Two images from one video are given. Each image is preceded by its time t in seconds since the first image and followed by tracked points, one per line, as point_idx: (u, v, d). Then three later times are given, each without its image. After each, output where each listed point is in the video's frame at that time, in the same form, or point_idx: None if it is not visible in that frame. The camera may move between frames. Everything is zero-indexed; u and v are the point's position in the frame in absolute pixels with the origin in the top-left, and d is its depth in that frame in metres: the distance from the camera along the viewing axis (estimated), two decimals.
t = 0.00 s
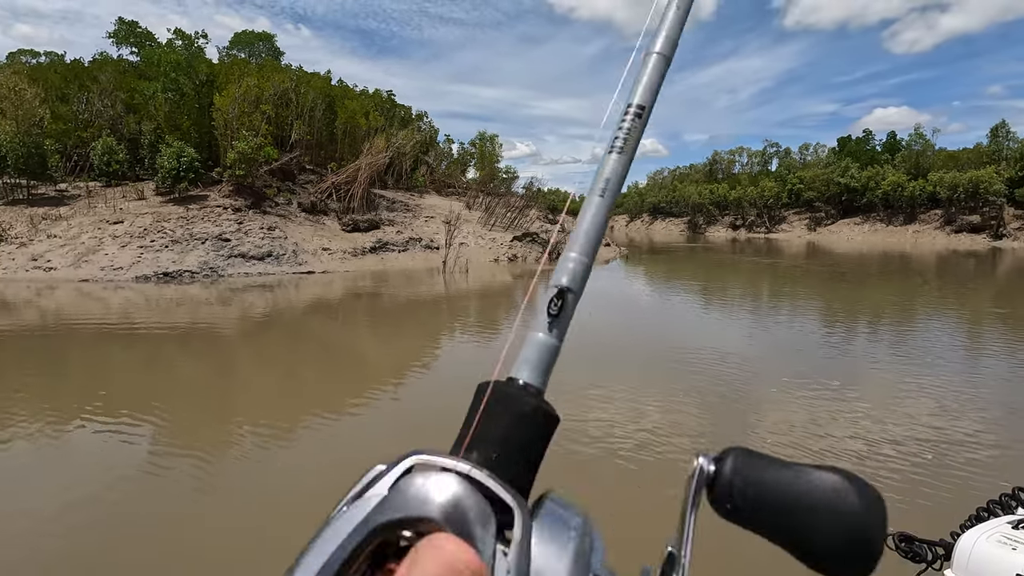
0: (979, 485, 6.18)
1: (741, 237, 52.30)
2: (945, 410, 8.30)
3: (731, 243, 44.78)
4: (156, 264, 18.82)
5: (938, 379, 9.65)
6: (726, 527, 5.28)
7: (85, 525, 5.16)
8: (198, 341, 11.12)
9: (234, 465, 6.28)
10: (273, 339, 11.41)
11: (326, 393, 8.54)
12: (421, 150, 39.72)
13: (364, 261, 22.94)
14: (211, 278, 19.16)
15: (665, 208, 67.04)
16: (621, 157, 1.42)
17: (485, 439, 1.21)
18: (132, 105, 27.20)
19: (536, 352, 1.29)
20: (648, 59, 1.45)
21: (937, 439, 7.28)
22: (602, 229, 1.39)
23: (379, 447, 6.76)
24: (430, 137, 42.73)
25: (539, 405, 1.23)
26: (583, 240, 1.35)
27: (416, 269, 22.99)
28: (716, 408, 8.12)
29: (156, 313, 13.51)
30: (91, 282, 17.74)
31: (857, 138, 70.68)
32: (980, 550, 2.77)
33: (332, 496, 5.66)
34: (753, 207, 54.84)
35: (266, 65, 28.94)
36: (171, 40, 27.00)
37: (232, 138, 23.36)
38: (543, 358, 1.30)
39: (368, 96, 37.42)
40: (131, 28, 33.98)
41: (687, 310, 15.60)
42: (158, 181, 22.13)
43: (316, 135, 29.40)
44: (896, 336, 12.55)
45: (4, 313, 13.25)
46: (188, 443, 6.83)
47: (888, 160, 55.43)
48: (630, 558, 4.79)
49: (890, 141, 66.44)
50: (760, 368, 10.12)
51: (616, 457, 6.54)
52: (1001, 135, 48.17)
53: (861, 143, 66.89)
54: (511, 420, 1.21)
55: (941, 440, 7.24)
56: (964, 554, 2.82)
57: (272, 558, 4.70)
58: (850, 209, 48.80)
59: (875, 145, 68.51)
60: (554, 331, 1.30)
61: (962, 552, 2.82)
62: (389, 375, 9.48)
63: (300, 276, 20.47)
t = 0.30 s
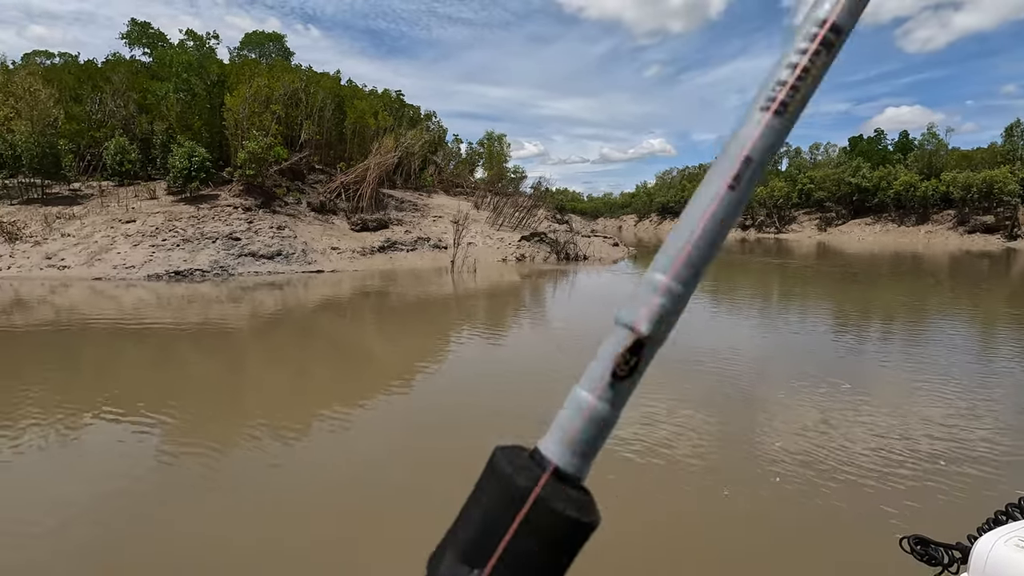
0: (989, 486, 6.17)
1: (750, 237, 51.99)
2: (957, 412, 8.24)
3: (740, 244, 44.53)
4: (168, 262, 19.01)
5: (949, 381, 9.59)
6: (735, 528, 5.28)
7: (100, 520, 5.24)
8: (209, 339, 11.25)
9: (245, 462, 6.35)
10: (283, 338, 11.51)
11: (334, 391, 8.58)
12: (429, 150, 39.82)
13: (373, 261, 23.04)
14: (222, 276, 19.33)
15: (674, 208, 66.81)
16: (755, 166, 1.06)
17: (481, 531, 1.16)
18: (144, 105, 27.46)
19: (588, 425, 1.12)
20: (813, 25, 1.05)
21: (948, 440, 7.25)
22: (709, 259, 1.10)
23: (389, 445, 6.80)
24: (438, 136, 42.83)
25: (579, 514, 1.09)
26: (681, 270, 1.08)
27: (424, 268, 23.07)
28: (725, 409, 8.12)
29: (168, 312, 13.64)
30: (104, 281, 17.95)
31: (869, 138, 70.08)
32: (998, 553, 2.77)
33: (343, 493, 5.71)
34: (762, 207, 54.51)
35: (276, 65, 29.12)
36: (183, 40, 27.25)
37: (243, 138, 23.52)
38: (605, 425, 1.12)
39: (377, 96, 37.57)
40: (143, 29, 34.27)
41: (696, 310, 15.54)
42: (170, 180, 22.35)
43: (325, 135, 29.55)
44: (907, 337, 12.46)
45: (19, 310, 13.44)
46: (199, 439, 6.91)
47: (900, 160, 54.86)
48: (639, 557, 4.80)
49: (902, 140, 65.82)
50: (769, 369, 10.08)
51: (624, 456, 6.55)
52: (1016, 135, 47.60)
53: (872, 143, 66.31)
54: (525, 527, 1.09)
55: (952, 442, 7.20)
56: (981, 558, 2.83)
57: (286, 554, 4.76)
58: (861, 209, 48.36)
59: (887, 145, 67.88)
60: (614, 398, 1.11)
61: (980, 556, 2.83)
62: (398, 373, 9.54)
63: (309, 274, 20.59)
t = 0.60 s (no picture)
0: (1003, 489, 6.10)
1: (761, 236, 51.64)
2: (970, 413, 8.16)
3: (751, 243, 44.19)
4: (180, 261, 19.21)
5: (962, 382, 9.49)
6: (743, 531, 5.22)
7: (110, 515, 5.30)
8: (221, 337, 11.36)
9: (254, 459, 6.40)
10: (293, 336, 11.58)
11: (344, 389, 8.64)
12: (438, 149, 39.91)
13: (382, 260, 23.12)
14: (233, 275, 19.51)
15: (684, 207, 66.50)
16: (525, 383, 2.48)
17: None
18: (157, 105, 27.75)
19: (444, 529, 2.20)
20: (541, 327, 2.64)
21: (961, 442, 7.18)
22: (506, 430, 2.39)
23: (397, 444, 6.81)
24: (448, 135, 42.92)
25: None
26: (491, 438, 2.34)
27: (433, 267, 23.15)
28: (735, 409, 8.09)
29: (181, 310, 13.79)
30: (118, 279, 18.17)
31: (882, 136, 69.34)
32: (1017, 558, 2.73)
33: (350, 492, 5.72)
34: (773, 206, 54.10)
35: (287, 65, 29.30)
36: (195, 41, 27.49)
37: (254, 137, 23.69)
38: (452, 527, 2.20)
39: (386, 95, 37.68)
40: (156, 29, 34.58)
41: (705, 310, 15.46)
42: (182, 179, 22.57)
43: (335, 134, 29.67)
44: (920, 338, 12.34)
45: (35, 308, 13.64)
46: (209, 436, 6.98)
47: (914, 159, 54.21)
48: (646, 558, 4.77)
49: (916, 138, 65.11)
50: (779, 369, 10.03)
51: (631, 457, 6.52)
52: None
53: (885, 141, 65.64)
54: None
55: (966, 445, 7.09)
56: (1002, 562, 2.78)
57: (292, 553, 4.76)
58: (874, 208, 47.82)
59: (900, 143, 67.17)
60: (458, 509, 2.21)
61: (1000, 561, 2.79)
62: (407, 372, 9.59)
63: (319, 273, 20.72)
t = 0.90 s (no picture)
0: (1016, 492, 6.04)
1: (772, 234, 51.24)
2: (982, 415, 8.08)
3: (762, 241, 44.03)
4: (192, 258, 19.39)
5: (975, 383, 9.39)
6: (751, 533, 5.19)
7: (122, 508, 5.38)
8: (231, 333, 11.46)
9: (264, 455, 6.45)
10: (303, 332, 11.66)
11: (352, 386, 8.70)
12: (448, 146, 39.94)
13: (391, 257, 23.21)
14: (244, 272, 19.66)
15: (694, 205, 66.15)
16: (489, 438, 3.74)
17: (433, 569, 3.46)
18: (169, 103, 28.02)
19: (412, 541, 2.38)
20: (483, 407, 3.22)
21: (973, 444, 7.11)
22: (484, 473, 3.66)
23: (404, 441, 6.83)
24: (457, 133, 42.98)
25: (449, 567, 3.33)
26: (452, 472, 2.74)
27: (442, 264, 23.20)
28: (743, 409, 8.06)
29: (193, 306, 13.92)
30: (131, 275, 18.38)
31: (896, 133, 68.58)
32: None
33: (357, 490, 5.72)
34: (784, 203, 53.67)
35: (297, 63, 29.44)
36: (207, 39, 27.72)
37: (265, 135, 23.85)
38: (420, 538, 2.41)
39: (396, 92, 37.76)
40: (168, 28, 34.85)
41: (714, 308, 15.39)
42: (193, 177, 22.79)
43: (345, 132, 29.79)
44: (932, 338, 12.22)
45: (50, 304, 13.82)
46: (219, 431, 7.06)
47: (928, 156, 53.62)
48: (653, 559, 4.76)
49: (930, 135, 64.34)
50: (789, 368, 9.97)
51: (639, 457, 6.52)
52: None
53: (899, 138, 64.91)
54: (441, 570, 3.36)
55: (978, 447, 7.02)
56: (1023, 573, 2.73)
57: (297, 551, 4.75)
58: (887, 206, 47.37)
59: (914, 139, 66.37)
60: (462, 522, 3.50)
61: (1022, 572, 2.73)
62: (416, 369, 9.62)
63: (329, 270, 20.83)
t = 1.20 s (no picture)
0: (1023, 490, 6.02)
1: (782, 229, 50.88)
2: (993, 412, 8.03)
3: (773, 236, 43.73)
4: (203, 251, 19.55)
5: (985, 379, 9.33)
6: (761, 531, 5.15)
7: (135, 499, 5.43)
8: (240, 326, 11.55)
9: (274, 448, 6.49)
10: (313, 325, 11.75)
11: (360, 379, 8.76)
12: (456, 140, 39.93)
13: (400, 251, 23.27)
14: (254, 265, 19.81)
15: (703, 199, 65.74)
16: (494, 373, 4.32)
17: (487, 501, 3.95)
18: (180, 98, 28.15)
19: (395, 554, 2.23)
20: (452, 435, 3.10)
21: (982, 441, 7.08)
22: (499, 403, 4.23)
23: (411, 435, 6.84)
24: (465, 127, 42.93)
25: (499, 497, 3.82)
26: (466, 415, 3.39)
27: (451, 258, 23.26)
28: (750, 404, 8.05)
29: (204, 299, 14.05)
30: (143, 269, 18.57)
31: (910, 127, 67.73)
32: None
33: (365, 484, 5.72)
34: (796, 198, 53.21)
35: (307, 57, 29.50)
36: (218, 34, 27.84)
37: (275, 130, 23.97)
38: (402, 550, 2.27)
39: (405, 87, 37.77)
40: (179, 23, 34.96)
41: (723, 303, 15.35)
42: (204, 171, 22.95)
43: (354, 126, 29.82)
44: (944, 334, 12.13)
45: (64, 297, 13.99)
46: (231, 423, 7.13)
47: (943, 150, 52.91)
48: (662, 558, 4.72)
49: (945, 128, 63.47)
50: (798, 364, 9.94)
51: (644, 450, 6.55)
52: None
53: (913, 132, 64.08)
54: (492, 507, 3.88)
55: (992, 446, 6.94)
56: None
57: (304, 546, 4.74)
58: (900, 200, 46.85)
59: (929, 133, 65.50)
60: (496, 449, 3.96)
61: None
62: (424, 362, 9.67)
63: (339, 264, 20.94)
